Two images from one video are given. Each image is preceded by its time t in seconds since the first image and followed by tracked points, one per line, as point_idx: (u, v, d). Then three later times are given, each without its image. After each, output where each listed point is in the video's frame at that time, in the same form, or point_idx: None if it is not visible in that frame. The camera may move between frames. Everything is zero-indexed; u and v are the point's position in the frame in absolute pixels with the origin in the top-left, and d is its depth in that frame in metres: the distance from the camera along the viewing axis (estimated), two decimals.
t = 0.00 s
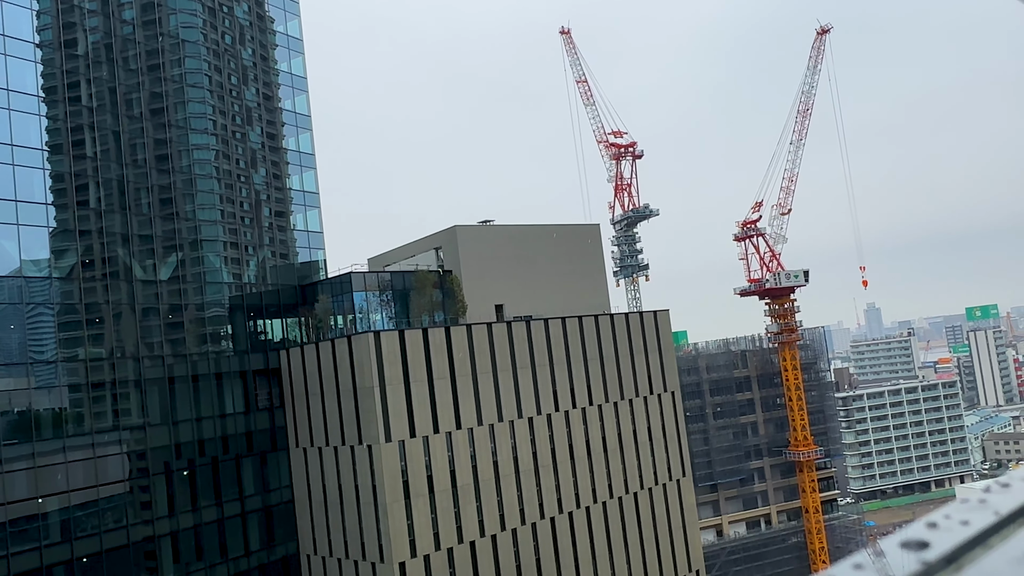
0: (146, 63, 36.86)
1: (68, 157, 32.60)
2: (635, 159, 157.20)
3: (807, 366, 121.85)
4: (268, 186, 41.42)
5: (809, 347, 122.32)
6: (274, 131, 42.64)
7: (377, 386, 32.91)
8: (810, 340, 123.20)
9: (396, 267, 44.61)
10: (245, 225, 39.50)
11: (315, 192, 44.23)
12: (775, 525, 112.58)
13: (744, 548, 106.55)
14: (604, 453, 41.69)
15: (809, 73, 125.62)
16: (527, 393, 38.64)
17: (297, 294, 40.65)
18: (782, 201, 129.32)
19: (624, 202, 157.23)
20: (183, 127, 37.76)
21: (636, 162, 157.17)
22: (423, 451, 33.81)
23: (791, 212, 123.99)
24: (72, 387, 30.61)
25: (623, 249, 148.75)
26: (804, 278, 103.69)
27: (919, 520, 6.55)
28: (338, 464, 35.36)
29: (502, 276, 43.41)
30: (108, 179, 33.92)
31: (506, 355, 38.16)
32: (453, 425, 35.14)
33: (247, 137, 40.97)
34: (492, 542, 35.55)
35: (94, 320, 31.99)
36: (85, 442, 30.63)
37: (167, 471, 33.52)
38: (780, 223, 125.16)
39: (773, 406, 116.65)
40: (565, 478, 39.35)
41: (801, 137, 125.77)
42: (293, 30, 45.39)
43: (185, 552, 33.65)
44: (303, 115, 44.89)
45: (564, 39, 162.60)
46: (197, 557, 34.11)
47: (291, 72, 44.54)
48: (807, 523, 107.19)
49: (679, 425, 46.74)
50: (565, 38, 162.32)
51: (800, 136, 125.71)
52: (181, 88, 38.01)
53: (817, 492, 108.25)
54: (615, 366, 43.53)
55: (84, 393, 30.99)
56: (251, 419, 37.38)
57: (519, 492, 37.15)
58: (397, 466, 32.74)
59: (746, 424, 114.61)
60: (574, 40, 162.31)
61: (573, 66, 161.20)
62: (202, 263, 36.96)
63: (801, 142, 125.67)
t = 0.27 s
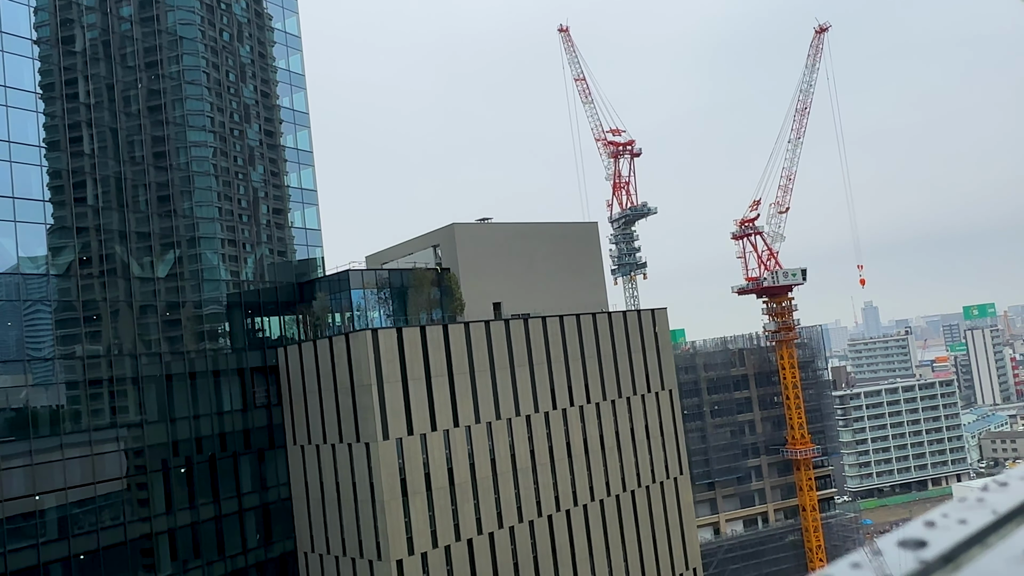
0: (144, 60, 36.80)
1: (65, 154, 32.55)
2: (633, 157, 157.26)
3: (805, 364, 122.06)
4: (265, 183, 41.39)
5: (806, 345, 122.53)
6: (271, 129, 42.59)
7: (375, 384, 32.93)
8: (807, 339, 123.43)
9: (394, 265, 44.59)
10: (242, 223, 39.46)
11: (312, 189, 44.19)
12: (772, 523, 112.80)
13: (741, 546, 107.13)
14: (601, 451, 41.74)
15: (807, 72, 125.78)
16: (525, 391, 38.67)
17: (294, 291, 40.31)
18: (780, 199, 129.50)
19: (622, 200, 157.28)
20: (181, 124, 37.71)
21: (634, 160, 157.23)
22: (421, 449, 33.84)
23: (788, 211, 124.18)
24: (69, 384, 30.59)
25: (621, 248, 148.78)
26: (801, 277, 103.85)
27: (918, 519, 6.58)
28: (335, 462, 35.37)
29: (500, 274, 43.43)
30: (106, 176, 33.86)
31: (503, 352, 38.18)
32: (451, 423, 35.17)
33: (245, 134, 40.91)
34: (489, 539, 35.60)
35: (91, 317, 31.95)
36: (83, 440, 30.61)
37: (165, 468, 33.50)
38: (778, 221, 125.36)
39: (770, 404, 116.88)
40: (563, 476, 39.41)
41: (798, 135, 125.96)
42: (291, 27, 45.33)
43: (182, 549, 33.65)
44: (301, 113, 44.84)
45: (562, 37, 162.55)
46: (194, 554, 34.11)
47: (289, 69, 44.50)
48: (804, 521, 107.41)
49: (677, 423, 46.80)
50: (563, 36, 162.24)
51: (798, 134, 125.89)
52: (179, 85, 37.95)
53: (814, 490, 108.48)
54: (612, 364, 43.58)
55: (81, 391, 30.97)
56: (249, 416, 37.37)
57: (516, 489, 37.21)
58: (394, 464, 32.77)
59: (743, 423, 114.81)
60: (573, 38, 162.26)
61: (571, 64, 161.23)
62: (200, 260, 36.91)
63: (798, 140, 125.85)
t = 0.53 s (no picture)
0: (144, 57, 36.74)
1: (65, 151, 32.51)
2: (633, 155, 157.09)
3: (805, 362, 122.07)
4: (265, 180, 41.36)
5: (806, 343, 122.53)
6: (272, 126, 42.54)
7: (375, 381, 32.96)
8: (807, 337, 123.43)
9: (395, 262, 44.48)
10: (242, 220, 39.43)
11: (312, 187, 44.13)
12: (772, 521, 112.83)
13: (741, 544, 107.28)
14: (601, 448, 41.77)
15: (807, 69, 125.65)
16: (524, 388, 38.68)
17: (295, 289, 40.85)
18: (780, 197, 129.46)
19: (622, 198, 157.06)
20: (181, 121, 37.66)
21: (634, 157, 157.08)
22: (420, 446, 33.85)
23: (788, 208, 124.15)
24: (69, 381, 30.59)
25: (621, 245, 148.69)
26: (802, 274, 103.81)
27: (918, 517, 6.62)
28: (336, 459, 35.39)
29: (500, 272, 43.38)
30: (106, 173, 33.82)
31: (503, 350, 38.17)
32: (451, 420, 35.18)
33: (245, 131, 40.87)
34: (489, 537, 35.63)
35: (91, 314, 31.94)
36: (83, 437, 30.64)
37: (165, 465, 33.52)
38: (778, 219, 125.35)
39: (770, 402, 116.94)
40: (562, 473, 39.44)
41: (799, 133, 125.88)
42: (291, 24, 45.23)
43: (182, 546, 33.67)
44: (301, 110, 44.77)
45: (562, 35, 162.37)
46: (194, 551, 34.12)
47: (289, 66, 44.44)
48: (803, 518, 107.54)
49: (676, 421, 46.83)
50: (563, 33, 162.04)
51: (798, 132, 125.81)
52: (179, 82, 37.90)
53: (813, 488, 108.54)
54: (612, 361, 43.58)
55: (81, 388, 30.97)
56: (249, 414, 37.37)
57: (516, 487, 37.24)
58: (394, 461, 32.79)
59: (743, 420, 114.83)
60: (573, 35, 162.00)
61: (571, 61, 161.04)
62: (200, 257, 36.90)
63: (799, 138, 125.79)
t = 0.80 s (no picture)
0: (146, 54, 36.74)
1: (67, 148, 32.53)
2: (635, 152, 156.87)
3: (807, 360, 121.95)
4: (267, 178, 41.36)
5: (809, 341, 122.41)
6: (274, 123, 42.53)
7: (377, 378, 32.98)
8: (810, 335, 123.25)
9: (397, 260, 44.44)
10: (245, 217, 39.44)
11: (314, 184, 44.12)
12: (774, 518, 112.71)
13: (743, 542, 107.11)
14: (603, 446, 41.76)
15: (810, 67, 125.45)
16: (526, 386, 38.68)
17: (297, 286, 40.93)
18: (783, 194, 129.23)
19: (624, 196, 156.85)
20: (183, 119, 37.66)
21: (636, 155, 156.90)
22: (422, 444, 33.87)
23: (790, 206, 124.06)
24: (72, 378, 30.66)
25: (623, 243, 148.54)
26: (804, 272, 103.69)
27: (921, 513, 6.58)
28: (338, 456, 35.43)
29: (502, 269, 43.33)
30: (108, 171, 33.85)
31: (505, 347, 38.17)
32: (453, 418, 35.19)
33: (247, 129, 40.86)
34: (491, 534, 35.65)
35: (93, 312, 31.99)
36: (85, 434, 30.71)
37: (167, 462, 33.58)
38: (780, 216, 125.25)
39: (772, 400, 116.84)
40: (564, 471, 39.46)
41: (801, 130, 125.76)
42: (293, 22, 45.20)
43: (185, 543, 33.72)
44: (303, 107, 44.76)
45: (564, 32, 162.15)
46: (197, 548, 34.19)
47: (291, 64, 44.42)
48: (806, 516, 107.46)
49: (678, 419, 46.82)
50: (565, 30, 161.85)
51: (801, 130, 125.67)
52: (182, 80, 37.90)
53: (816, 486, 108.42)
54: (614, 359, 43.55)
55: (84, 385, 31.04)
56: (251, 411, 37.41)
57: (518, 484, 37.26)
58: (396, 458, 32.83)
59: (745, 418, 114.75)
60: (575, 33, 161.80)
61: (573, 58, 160.78)
62: (202, 255, 36.92)
63: (801, 136, 125.66)
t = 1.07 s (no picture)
0: (151, 53, 36.79)
1: (73, 147, 32.61)
2: (640, 150, 156.54)
3: (812, 358, 121.62)
4: (272, 176, 41.38)
5: (814, 339, 122.06)
6: (278, 122, 42.55)
7: (382, 376, 33.00)
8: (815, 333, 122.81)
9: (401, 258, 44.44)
10: (249, 216, 39.48)
11: (319, 182, 44.13)
12: (778, 516, 112.44)
13: (748, 540, 107.27)
14: (607, 444, 41.71)
15: (815, 64, 124.94)
16: (531, 384, 38.64)
17: (301, 284, 40.69)
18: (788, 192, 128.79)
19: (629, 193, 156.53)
20: (188, 117, 37.70)
21: (641, 153, 156.59)
22: (427, 441, 33.89)
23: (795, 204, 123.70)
24: (77, 376, 30.76)
25: (627, 241, 148.28)
26: (809, 270, 103.37)
27: (926, 512, 6.52)
28: (342, 454, 35.47)
29: (506, 267, 43.28)
30: (113, 169, 33.91)
31: (510, 345, 38.14)
32: (458, 416, 35.18)
33: (252, 127, 40.89)
34: (495, 532, 35.65)
35: (99, 310, 32.09)
36: (91, 431, 30.80)
37: (173, 460, 33.68)
38: (785, 214, 124.90)
39: (777, 398, 116.56)
40: (569, 469, 39.44)
41: (806, 128, 125.35)
42: (298, 20, 45.19)
43: (190, 541, 33.82)
44: (308, 106, 44.76)
45: (569, 29, 161.81)
46: (202, 546, 34.28)
47: (295, 62, 44.42)
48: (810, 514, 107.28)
49: (683, 417, 46.73)
50: (570, 28, 161.55)
51: (806, 127, 125.27)
52: (186, 78, 37.93)
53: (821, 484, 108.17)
54: (619, 357, 43.48)
55: (90, 383, 31.14)
56: (256, 409, 37.48)
57: (523, 482, 37.25)
58: (401, 456, 32.85)
59: (750, 416, 114.51)
60: (580, 30, 161.50)
61: (577, 56, 160.48)
62: (207, 253, 36.99)
63: (807, 133, 125.25)
